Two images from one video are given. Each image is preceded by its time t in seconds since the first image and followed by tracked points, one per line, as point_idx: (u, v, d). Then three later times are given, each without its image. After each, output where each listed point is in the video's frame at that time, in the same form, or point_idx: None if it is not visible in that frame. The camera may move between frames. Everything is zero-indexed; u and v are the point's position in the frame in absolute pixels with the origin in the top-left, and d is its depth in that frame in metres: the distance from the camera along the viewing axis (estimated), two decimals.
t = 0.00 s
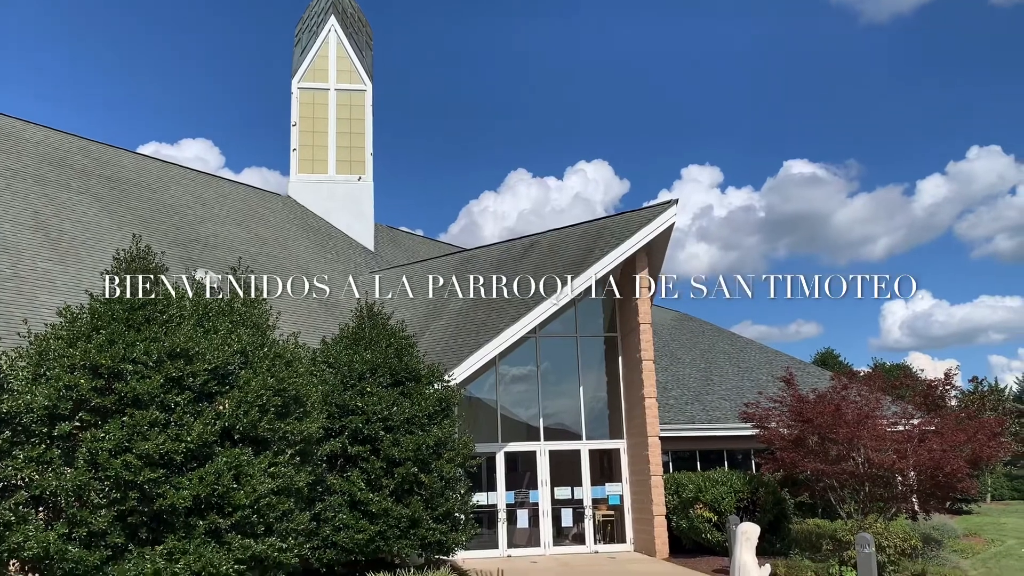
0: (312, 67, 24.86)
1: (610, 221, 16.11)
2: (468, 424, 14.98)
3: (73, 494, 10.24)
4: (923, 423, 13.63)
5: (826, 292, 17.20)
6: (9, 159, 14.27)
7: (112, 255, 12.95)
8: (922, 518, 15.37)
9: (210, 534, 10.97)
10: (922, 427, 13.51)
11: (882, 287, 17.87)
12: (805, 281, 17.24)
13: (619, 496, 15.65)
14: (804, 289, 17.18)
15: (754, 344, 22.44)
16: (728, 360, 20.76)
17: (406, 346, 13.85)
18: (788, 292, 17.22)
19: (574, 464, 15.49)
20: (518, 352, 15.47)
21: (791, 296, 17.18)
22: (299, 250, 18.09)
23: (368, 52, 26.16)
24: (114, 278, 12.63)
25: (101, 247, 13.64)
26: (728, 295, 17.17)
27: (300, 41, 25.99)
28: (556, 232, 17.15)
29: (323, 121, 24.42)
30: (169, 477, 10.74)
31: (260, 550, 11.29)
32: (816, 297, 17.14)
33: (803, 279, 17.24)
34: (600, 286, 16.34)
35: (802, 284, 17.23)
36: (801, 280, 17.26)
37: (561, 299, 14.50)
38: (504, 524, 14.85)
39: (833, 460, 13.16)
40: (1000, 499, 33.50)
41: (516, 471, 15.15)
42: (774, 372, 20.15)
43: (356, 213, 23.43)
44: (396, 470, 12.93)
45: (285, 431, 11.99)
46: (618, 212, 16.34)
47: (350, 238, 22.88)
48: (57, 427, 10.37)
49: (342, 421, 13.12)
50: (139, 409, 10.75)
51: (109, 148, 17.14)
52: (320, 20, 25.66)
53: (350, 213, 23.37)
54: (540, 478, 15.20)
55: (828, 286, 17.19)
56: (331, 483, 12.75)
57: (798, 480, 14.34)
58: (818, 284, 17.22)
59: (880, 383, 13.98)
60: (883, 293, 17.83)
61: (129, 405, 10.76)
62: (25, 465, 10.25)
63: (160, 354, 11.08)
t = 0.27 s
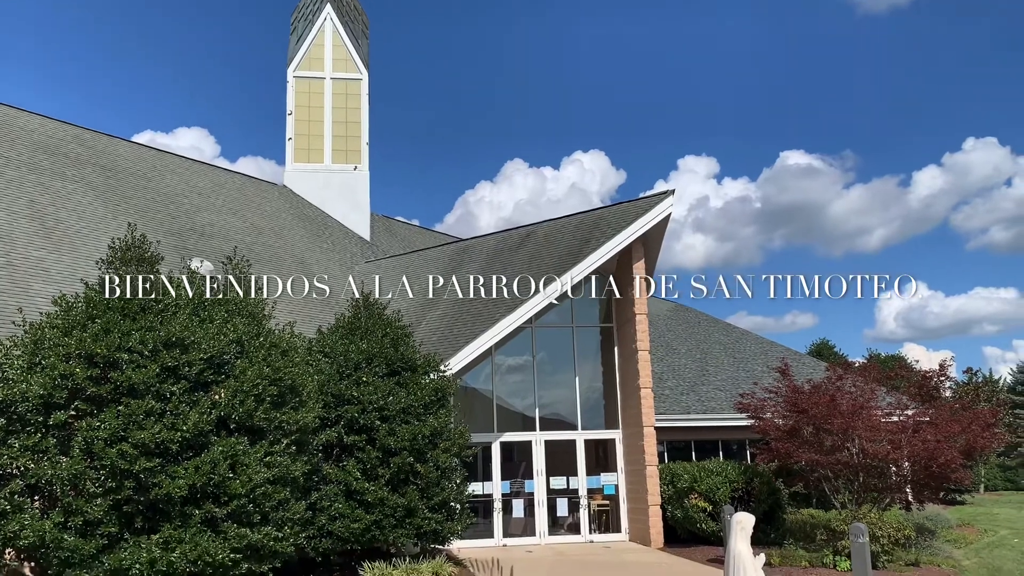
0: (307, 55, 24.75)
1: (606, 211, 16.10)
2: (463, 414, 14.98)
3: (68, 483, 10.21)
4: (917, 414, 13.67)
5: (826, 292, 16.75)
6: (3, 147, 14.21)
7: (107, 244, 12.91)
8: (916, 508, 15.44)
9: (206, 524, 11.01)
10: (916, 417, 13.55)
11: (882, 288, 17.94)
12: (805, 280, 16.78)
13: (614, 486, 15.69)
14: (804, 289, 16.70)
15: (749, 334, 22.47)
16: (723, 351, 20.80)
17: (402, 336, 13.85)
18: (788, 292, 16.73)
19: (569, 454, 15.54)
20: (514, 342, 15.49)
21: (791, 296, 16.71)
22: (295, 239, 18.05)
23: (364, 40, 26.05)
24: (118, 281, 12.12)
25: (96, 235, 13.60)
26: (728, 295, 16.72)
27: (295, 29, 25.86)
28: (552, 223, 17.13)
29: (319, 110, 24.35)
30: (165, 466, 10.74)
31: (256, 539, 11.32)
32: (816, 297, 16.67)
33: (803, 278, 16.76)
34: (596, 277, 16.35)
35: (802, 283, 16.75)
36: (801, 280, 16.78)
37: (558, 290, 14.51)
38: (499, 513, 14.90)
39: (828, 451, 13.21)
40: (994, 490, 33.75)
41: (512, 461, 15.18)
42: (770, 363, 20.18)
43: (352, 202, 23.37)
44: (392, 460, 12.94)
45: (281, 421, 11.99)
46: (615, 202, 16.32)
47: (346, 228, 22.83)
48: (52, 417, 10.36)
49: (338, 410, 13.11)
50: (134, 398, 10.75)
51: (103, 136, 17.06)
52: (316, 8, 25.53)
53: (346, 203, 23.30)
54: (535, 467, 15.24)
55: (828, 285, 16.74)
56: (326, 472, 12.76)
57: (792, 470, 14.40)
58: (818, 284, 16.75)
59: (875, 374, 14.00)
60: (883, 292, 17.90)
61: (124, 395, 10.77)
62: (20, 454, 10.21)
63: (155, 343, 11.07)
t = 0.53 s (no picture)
0: (304, 46, 24.68)
1: (603, 203, 16.10)
2: (460, 405, 15.01)
3: (65, 474, 10.23)
4: (912, 406, 13.67)
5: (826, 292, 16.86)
6: None
7: (102, 234, 12.89)
8: (911, 500, 15.51)
9: (202, 514, 11.04)
10: (911, 409, 13.52)
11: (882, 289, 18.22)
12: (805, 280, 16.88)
13: (610, 478, 15.72)
14: (804, 289, 16.79)
15: (745, 326, 22.52)
16: (719, 343, 20.85)
17: (398, 327, 13.86)
18: (788, 292, 16.87)
19: (565, 445, 15.57)
20: (510, 334, 15.51)
21: (790, 295, 16.86)
22: (291, 230, 18.03)
23: (361, 31, 25.98)
24: (119, 281, 11.70)
25: (92, 225, 13.58)
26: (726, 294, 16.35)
27: (292, 20, 25.78)
28: (549, 214, 17.12)
29: (316, 101, 24.31)
30: (162, 456, 10.76)
31: (252, 529, 11.35)
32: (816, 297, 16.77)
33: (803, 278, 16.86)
34: (592, 269, 16.37)
35: (802, 283, 16.84)
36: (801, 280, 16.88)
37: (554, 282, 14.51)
38: (496, 504, 14.94)
39: (823, 443, 13.23)
40: (988, 482, 33.95)
41: (508, 452, 15.21)
42: (765, 355, 20.24)
43: (349, 193, 23.33)
44: (388, 451, 12.97)
45: (277, 412, 12.00)
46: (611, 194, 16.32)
47: (343, 219, 22.81)
48: (48, 407, 10.35)
49: (334, 401, 13.11)
50: (131, 388, 10.76)
51: (99, 126, 17.01)
52: None
53: (343, 194, 23.27)
54: (531, 459, 15.27)
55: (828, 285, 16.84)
56: (323, 463, 12.77)
57: (787, 461, 14.43)
58: (818, 284, 16.86)
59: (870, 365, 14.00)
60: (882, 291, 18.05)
61: (120, 385, 10.78)
62: (17, 444, 10.22)
63: (152, 334, 11.08)
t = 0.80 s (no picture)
0: (299, 36, 24.59)
1: (599, 195, 16.10)
2: (455, 396, 15.03)
3: (60, 465, 10.23)
4: (906, 398, 13.74)
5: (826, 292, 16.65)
6: None
7: (98, 226, 12.86)
8: (904, 491, 15.58)
9: (198, 505, 11.06)
10: (905, 401, 13.58)
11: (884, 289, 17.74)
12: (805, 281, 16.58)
13: (605, 469, 15.80)
14: (804, 289, 16.51)
15: (741, 318, 22.57)
16: (715, 335, 20.89)
17: (394, 318, 13.86)
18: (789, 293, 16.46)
19: (560, 436, 15.61)
20: (506, 326, 15.52)
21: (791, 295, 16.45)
22: (286, 221, 18.01)
23: (357, 22, 25.88)
24: (120, 282, 11.55)
25: (87, 216, 13.54)
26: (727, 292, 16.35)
27: (287, 10, 25.67)
28: (545, 206, 17.12)
29: (311, 92, 24.26)
30: (158, 448, 10.77)
31: (248, 520, 11.38)
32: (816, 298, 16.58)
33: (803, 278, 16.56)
34: (588, 261, 16.39)
35: (802, 283, 16.53)
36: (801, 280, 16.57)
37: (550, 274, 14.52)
38: (492, 495, 14.98)
39: (817, 434, 13.30)
40: (981, 474, 34.13)
41: (504, 444, 15.25)
42: (761, 347, 20.29)
43: (345, 185, 23.28)
44: (384, 442, 12.99)
45: (273, 403, 12.02)
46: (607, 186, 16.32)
47: (338, 211, 22.78)
48: (44, 398, 10.34)
49: (330, 393, 13.11)
50: (127, 380, 10.76)
51: (94, 117, 16.94)
52: None
53: (338, 186, 23.22)
54: (527, 450, 15.31)
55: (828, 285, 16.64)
56: (319, 454, 12.78)
57: (782, 453, 14.51)
58: (818, 284, 16.62)
59: (865, 357, 14.06)
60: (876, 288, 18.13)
61: (116, 376, 10.77)
62: (12, 435, 10.21)
63: (147, 326, 11.07)
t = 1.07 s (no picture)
0: (293, 27, 24.49)
1: (593, 187, 16.11)
2: (450, 387, 15.03)
3: (55, 456, 10.23)
4: (899, 389, 13.74)
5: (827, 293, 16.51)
6: None
7: (91, 217, 12.82)
8: (897, 482, 15.66)
9: (193, 497, 11.07)
10: (898, 392, 13.60)
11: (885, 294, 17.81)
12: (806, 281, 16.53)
13: (600, 460, 15.85)
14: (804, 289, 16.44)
15: (735, 310, 22.62)
16: (709, 326, 20.93)
17: (389, 310, 13.86)
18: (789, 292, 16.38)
19: (555, 428, 15.65)
20: (501, 318, 15.53)
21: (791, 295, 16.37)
22: (281, 213, 17.99)
23: (351, 13, 25.78)
24: (120, 282, 11.45)
25: (80, 208, 13.50)
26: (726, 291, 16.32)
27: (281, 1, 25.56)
28: (540, 198, 17.12)
29: (305, 83, 24.21)
30: (153, 439, 10.77)
31: (243, 512, 11.40)
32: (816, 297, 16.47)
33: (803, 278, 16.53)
34: (583, 253, 16.40)
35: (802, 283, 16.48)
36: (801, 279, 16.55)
37: (545, 266, 14.54)
38: (486, 487, 15.02)
39: (811, 426, 13.36)
40: (973, 465, 34.33)
41: (498, 436, 15.28)
42: (755, 338, 20.34)
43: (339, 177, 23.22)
44: (379, 434, 13.00)
45: (267, 395, 12.02)
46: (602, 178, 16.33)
47: (333, 202, 22.74)
48: (37, 390, 10.32)
49: (325, 384, 13.10)
50: (121, 371, 10.75)
51: (87, 108, 16.87)
52: None
53: (333, 177, 23.17)
54: (522, 442, 15.35)
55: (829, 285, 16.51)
56: (314, 446, 12.78)
57: (775, 444, 14.61)
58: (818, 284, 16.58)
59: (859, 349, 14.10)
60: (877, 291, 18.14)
61: (111, 368, 10.76)
62: (6, 427, 10.19)
63: (141, 317, 11.06)
